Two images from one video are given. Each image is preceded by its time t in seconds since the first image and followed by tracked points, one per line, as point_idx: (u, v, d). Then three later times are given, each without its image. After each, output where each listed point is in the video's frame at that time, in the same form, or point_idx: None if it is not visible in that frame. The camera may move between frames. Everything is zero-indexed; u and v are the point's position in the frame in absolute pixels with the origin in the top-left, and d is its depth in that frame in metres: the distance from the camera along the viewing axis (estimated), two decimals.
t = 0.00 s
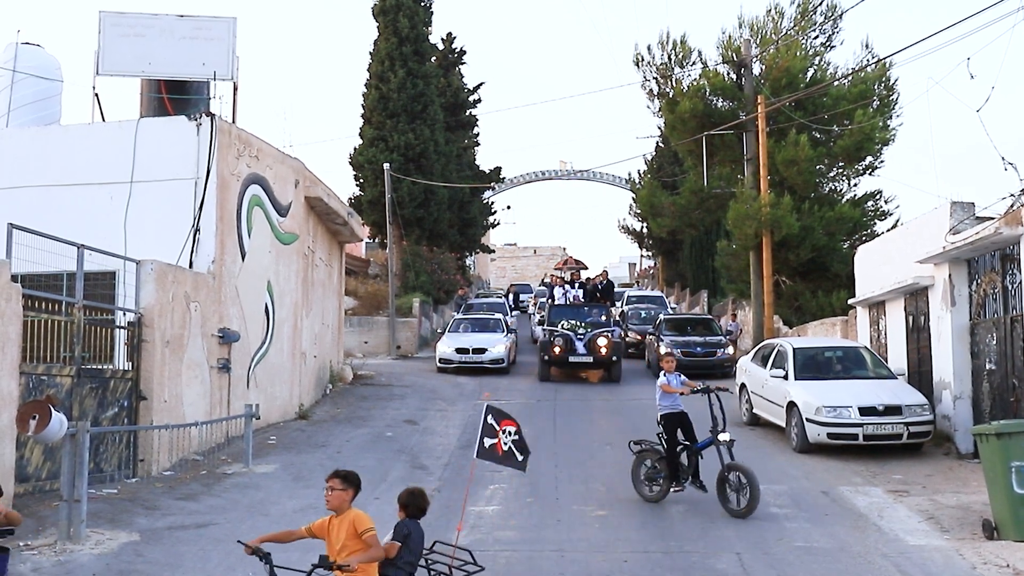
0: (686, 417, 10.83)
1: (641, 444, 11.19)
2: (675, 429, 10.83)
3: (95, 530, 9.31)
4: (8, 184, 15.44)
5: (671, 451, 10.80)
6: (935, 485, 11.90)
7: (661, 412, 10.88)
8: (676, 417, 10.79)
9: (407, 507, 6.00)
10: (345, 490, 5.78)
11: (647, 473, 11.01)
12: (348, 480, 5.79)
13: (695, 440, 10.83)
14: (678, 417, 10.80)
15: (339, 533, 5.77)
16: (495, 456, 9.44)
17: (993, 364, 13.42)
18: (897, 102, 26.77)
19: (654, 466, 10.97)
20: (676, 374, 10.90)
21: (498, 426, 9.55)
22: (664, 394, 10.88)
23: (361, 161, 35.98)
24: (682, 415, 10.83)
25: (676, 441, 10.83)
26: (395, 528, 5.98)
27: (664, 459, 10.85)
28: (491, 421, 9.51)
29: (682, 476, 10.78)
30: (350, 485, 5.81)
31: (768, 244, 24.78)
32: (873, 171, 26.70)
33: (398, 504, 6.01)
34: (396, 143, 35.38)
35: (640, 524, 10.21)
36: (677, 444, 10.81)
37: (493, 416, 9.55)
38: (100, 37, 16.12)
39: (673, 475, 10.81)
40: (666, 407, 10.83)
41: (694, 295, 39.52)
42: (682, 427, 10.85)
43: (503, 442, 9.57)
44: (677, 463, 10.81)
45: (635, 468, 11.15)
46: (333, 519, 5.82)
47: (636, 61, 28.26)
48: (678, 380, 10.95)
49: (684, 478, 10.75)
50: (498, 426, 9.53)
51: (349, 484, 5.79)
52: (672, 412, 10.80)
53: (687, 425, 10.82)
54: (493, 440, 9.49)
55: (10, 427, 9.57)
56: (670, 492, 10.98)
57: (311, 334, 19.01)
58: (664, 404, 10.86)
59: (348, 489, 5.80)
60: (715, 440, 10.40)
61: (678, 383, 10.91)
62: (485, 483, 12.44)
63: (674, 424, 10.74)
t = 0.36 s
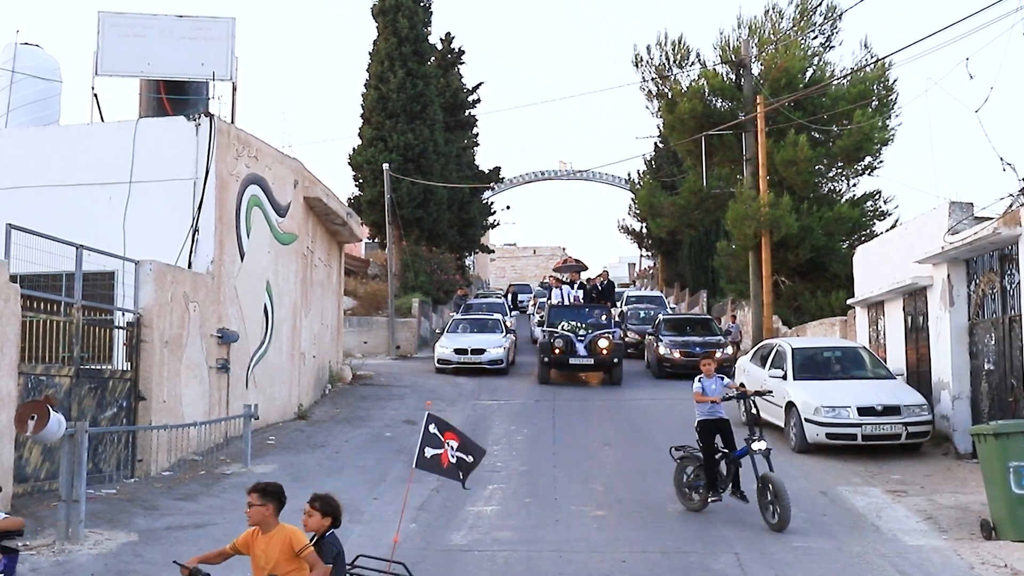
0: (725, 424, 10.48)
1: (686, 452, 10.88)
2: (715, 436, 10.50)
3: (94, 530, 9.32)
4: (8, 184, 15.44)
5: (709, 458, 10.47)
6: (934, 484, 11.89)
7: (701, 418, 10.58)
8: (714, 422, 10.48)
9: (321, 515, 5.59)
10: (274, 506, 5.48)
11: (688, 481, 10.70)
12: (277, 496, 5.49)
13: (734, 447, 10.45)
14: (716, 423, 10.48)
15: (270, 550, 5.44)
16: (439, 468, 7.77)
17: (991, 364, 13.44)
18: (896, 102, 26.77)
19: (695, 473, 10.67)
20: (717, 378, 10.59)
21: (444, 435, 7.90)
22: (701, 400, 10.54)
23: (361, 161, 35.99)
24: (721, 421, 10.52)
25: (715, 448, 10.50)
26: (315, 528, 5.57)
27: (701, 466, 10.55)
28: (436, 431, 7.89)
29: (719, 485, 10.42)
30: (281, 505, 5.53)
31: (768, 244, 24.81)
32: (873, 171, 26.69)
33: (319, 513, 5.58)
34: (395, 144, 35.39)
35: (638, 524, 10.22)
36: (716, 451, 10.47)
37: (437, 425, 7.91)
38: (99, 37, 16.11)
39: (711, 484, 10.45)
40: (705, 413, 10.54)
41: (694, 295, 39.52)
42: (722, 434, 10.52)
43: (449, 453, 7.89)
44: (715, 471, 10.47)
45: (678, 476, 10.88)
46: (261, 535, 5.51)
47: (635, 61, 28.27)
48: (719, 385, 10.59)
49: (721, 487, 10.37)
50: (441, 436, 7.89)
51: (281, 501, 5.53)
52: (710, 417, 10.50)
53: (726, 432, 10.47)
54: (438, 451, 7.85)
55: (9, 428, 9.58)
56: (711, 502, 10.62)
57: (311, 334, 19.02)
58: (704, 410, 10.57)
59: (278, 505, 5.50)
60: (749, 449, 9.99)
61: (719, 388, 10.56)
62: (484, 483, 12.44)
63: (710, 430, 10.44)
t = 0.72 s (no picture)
0: (761, 431, 9.88)
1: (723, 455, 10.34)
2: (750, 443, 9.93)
3: (93, 529, 9.31)
4: (8, 184, 15.43)
5: (743, 466, 9.93)
6: (933, 484, 11.88)
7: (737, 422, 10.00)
8: (749, 430, 9.88)
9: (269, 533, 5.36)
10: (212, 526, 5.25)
11: (724, 488, 10.23)
12: (211, 515, 5.26)
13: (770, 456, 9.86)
14: (752, 430, 9.88)
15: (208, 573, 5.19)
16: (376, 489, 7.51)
17: (990, 364, 13.44)
18: (896, 102, 26.76)
19: (730, 481, 10.17)
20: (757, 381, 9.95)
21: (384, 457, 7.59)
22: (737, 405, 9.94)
23: (360, 160, 35.98)
24: (758, 427, 9.91)
25: (750, 455, 9.95)
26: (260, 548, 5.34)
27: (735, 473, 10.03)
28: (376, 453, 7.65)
29: (752, 496, 9.90)
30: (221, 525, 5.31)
31: (767, 245, 24.84)
32: (872, 170, 26.66)
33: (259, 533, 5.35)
34: (395, 143, 35.38)
35: (638, 523, 10.21)
36: (750, 459, 9.92)
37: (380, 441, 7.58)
38: (99, 37, 16.09)
39: (743, 495, 9.94)
40: (742, 418, 9.95)
41: (693, 294, 39.50)
42: (758, 442, 9.94)
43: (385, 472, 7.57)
44: (748, 481, 9.94)
45: (714, 481, 10.41)
46: (198, 559, 5.26)
47: (634, 60, 28.26)
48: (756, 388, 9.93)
49: (753, 498, 9.86)
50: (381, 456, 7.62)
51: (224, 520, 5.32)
52: (746, 422, 9.92)
53: (762, 439, 9.89)
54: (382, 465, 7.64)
55: (9, 427, 9.58)
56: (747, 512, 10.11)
57: (310, 334, 19.01)
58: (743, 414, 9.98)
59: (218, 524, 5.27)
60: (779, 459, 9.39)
61: (756, 393, 9.90)
62: (484, 483, 12.44)
63: (743, 437, 9.89)
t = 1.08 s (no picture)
0: (789, 442, 9.15)
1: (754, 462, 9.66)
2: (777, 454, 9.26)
3: (92, 529, 9.32)
4: (7, 184, 15.43)
5: (770, 480, 9.33)
6: (931, 485, 11.86)
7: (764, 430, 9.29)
8: (775, 440, 9.18)
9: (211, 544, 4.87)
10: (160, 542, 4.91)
11: (755, 500, 9.66)
12: (153, 526, 4.94)
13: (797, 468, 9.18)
14: (778, 439, 9.17)
15: None
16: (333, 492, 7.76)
17: (990, 364, 13.44)
18: (895, 102, 26.73)
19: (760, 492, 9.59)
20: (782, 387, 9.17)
21: (340, 458, 7.86)
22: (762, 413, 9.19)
23: (360, 160, 35.98)
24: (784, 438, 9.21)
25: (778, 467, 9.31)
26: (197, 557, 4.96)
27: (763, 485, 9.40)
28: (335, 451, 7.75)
29: (779, 510, 9.37)
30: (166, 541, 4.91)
31: (766, 245, 24.86)
32: (872, 171, 26.64)
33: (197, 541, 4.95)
34: (394, 143, 35.38)
35: (636, 523, 10.22)
36: (778, 471, 9.29)
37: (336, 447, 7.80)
38: (98, 36, 16.07)
39: (770, 508, 9.42)
40: (768, 427, 9.21)
41: (692, 294, 39.49)
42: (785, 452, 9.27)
43: (345, 477, 7.91)
44: (776, 493, 9.36)
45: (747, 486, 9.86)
46: (141, 574, 4.94)
47: (633, 60, 28.25)
48: (781, 395, 9.16)
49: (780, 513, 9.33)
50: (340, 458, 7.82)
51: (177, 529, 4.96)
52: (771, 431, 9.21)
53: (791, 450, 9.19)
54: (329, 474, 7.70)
55: (8, 427, 9.58)
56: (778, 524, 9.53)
57: (309, 334, 19.01)
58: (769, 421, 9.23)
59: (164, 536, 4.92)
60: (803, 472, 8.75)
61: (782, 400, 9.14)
62: (483, 483, 12.44)
63: (769, 448, 9.25)
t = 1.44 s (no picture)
0: (811, 451, 8.70)
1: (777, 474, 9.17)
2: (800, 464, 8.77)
3: (91, 528, 9.33)
4: (7, 184, 15.44)
5: (791, 491, 8.84)
6: (930, 485, 11.85)
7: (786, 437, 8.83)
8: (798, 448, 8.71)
9: (130, 562, 4.47)
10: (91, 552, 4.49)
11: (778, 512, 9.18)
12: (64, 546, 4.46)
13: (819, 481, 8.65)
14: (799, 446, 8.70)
15: None
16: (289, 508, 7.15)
17: (989, 364, 13.44)
18: (895, 102, 26.69)
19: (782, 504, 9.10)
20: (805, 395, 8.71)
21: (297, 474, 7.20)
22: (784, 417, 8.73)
23: (360, 160, 35.98)
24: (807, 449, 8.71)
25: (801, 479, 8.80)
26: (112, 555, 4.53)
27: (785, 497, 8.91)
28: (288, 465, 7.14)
29: (798, 524, 8.85)
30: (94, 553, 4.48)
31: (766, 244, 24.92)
32: (871, 170, 26.62)
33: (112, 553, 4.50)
34: (394, 143, 35.36)
35: (635, 523, 10.23)
36: (799, 483, 8.78)
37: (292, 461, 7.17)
38: (98, 36, 15.93)
39: (788, 521, 8.93)
40: (790, 433, 8.75)
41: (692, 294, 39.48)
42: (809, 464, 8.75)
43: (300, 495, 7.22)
44: (797, 506, 8.85)
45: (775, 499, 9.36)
46: None
47: (633, 60, 28.23)
48: (805, 402, 8.70)
49: (798, 527, 8.83)
50: (297, 474, 7.17)
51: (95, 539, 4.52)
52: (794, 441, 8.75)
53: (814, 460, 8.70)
54: (286, 490, 7.14)
55: (7, 427, 9.59)
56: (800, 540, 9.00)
57: (309, 334, 19.01)
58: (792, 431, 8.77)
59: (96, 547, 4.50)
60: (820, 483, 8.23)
61: (806, 406, 8.69)
62: (482, 482, 12.45)
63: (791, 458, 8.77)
